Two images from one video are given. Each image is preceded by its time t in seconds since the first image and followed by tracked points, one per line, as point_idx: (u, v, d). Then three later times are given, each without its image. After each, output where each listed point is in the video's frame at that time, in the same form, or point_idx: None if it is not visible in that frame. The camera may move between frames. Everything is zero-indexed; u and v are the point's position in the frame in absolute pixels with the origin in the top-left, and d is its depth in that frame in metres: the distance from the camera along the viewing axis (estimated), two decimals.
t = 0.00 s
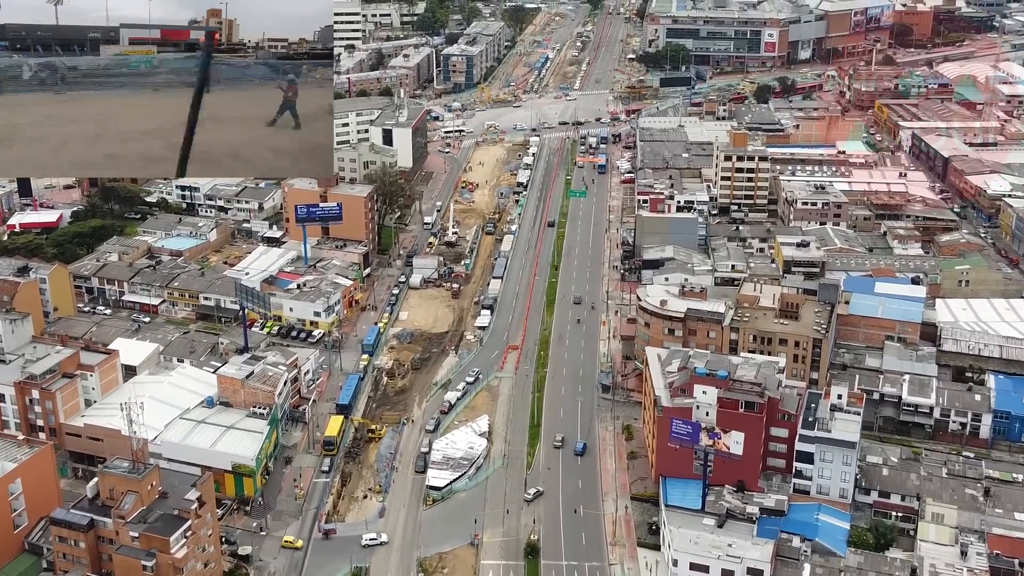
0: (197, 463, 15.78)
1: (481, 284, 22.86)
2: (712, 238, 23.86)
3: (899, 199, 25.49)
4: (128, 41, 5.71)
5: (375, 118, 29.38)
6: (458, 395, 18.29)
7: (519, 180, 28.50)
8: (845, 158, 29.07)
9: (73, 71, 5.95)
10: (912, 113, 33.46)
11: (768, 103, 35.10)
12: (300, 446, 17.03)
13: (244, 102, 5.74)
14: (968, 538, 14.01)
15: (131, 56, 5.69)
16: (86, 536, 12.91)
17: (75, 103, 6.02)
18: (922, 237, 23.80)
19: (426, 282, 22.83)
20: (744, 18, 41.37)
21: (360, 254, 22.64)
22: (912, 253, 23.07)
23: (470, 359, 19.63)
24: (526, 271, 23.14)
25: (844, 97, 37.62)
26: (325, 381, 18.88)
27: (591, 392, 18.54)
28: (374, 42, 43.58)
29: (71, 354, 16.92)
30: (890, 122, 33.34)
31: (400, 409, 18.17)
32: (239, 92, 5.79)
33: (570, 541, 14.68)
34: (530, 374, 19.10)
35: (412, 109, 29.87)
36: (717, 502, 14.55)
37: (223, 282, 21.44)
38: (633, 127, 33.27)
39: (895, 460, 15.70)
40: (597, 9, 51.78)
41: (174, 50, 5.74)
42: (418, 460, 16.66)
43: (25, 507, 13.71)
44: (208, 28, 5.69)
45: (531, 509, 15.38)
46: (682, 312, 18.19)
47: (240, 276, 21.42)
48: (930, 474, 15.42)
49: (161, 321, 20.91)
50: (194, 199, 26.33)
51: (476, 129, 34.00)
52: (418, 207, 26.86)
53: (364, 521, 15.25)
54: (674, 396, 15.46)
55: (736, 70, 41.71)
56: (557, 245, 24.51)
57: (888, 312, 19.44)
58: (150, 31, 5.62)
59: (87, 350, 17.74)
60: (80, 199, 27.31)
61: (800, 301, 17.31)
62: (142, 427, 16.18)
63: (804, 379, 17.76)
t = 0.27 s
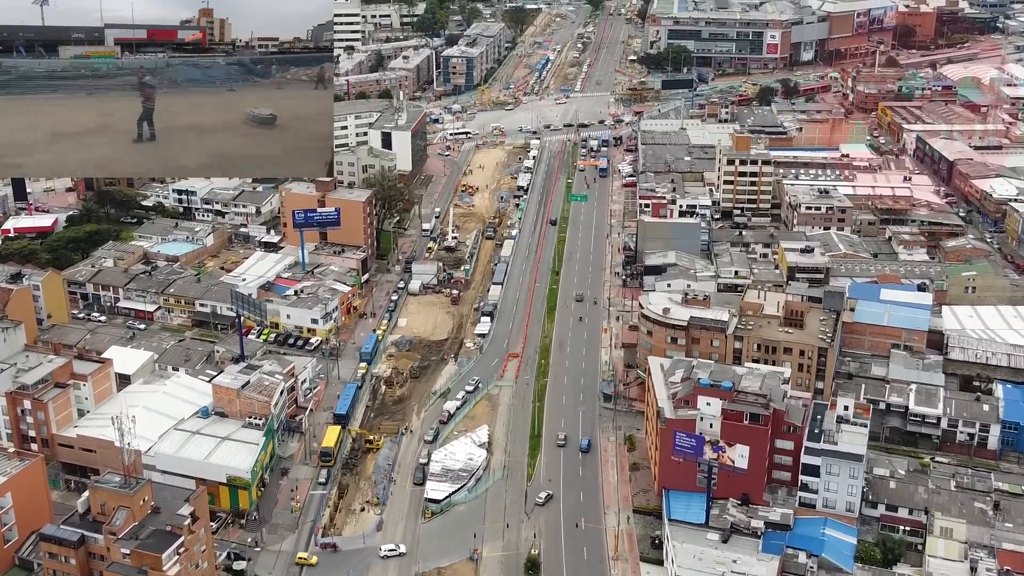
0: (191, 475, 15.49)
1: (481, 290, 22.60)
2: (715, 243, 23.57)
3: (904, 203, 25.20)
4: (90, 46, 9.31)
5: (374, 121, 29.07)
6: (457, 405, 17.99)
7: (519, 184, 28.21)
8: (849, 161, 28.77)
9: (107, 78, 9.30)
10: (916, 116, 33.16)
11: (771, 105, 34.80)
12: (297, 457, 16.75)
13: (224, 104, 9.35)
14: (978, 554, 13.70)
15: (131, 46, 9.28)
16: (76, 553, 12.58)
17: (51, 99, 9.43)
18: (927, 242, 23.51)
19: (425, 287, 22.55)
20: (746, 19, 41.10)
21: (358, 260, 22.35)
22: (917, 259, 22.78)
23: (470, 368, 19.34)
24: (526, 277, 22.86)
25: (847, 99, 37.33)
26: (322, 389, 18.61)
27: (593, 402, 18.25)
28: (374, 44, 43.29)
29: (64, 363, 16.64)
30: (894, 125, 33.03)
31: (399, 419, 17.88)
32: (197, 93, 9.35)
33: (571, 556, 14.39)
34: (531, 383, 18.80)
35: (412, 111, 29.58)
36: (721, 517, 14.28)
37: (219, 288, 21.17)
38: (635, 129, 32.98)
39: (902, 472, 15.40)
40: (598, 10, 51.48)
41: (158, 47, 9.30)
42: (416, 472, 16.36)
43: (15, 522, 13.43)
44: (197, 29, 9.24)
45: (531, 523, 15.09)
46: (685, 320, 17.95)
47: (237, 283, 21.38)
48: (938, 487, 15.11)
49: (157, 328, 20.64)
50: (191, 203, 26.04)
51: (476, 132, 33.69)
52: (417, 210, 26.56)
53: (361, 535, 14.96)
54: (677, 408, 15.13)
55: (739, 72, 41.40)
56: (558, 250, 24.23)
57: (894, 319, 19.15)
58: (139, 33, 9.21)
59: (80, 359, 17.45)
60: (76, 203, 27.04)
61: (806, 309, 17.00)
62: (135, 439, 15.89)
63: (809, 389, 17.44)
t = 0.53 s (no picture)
0: (186, 489, 15.22)
1: (481, 297, 22.35)
2: (718, 250, 23.30)
3: (909, 209, 24.93)
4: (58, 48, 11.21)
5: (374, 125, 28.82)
6: (457, 415, 17.73)
7: (520, 189, 27.94)
8: (853, 166, 28.50)
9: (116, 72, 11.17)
10: (920, 120, 32.89)
11: (774, 109, 34.53)
12: (294, 470, 16.49)
13: (204, 108, 5.51)
14: (988, 571, 13.43)
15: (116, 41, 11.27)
16: (67, 571, 12.26)
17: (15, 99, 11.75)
18: (933, 248, 23.24)
19: (424, 295, 22.30)
20: (749, 21, 40.84)
21: (356, 267, 22.07)
22: (922, 266, 22.53)
23: (469, 377, 19.07)
24: (526, 283, 22.61)
25: (850, 102, 37.07)
26: (320, 399, 18.35)
27: (594, 412, 17.99)
28: (373, 46, 43.01)
29: (57, 374, 16.38)
30: (898, 129, 32.76)
31: (397, 430, 17.61)
32: (195, 92, 5.54)
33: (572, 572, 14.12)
34: (531, 393, 18.54)
35: (411, 115, 29.31)
36: (725, 532, 14.02)
37: (216, 296, 20.91)
38: (636, 133, 32.72)
39: (909, 486, 15.12)
40: (599, 11, 51.20)
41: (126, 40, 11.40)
42: (414, 484, 16.09)
43: (6, 538, 13.14)
44: (190, 28, 5.47)
45: (531, 538, 14.82)
46: (688, 329, 17.69)
47: (234, 290, 21.15)
48: (946, 502, 14.84)
49: (153, 336, 20.37)
50: (188, 208, 25.77)
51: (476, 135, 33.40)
52: (417, 215, 26.30)
53: (359, 550, 14.68)
54: (680, 421, 14.90)
55: (741, 74, 41.12)
56: (559, 257, 23.97)
57: (900, 328, 18.87)
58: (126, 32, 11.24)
59: (73, 370, 17.19)
60: (72, 208, 26.77)
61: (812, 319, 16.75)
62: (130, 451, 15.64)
63: (814, 400, 17.20)
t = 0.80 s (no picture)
0: (180, 502, 14.93)
1: (481, 303, 22.08)
2: (721, 256, 23.00)
3: (914, 214, 24.65)
4: (33, 45, 13.72)
5: (373, 128, 28.54)
6: (456, 425, 17.45)
7: (521, 193, 27.66)
8: (856, 170, 28.21)
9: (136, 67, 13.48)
10: (924, 123, 32.60)
11: (777, 112, 34.24)
12: (290, 482, 16.21)
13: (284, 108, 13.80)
14: None
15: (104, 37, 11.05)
16: None
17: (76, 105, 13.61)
18: (938, 254, 22.97)
19: (424, 301, 22.02)
20: (751, 23, 40.54)
21: (355, 273, 21.80)
22: (928, 272, 22.26)
23: (469, 386, 18.79)
24: (526, 290, 22.33)
25: (854, 105, 36.78)
26: (317, 408, 18.08)
27: (595, 423, 17.72)
28: (373, 48, 42.70)
29: (50, 385, 16.09)
30: (902, 132, 32.46)
31: (396, 440, 17.33)
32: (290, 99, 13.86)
33: None
34: (532, 403, 18.26)
35: (411, 118, 29.04)
36: (729, 547, 13.76)
37: (213, 302, 20.64)
38: (638, 136, 32.45)
39: (917, 500, 14.85)
40: (600, 13, 50.94)
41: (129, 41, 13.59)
42: (413, 497, 15.80)
43: None
44: (175, 30, 13.58)
45: (532, 552, 14.55)
46: (691, 338, 17.39)
47: (231, 297, 20.87)
48: (954, 516, 14.55)
49: (148, 344, 20.10)
50: (185, 212, 25.50)
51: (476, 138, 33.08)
52: (416, 220, 26.02)
53: (356, 564, 14.41)
54: (684, 433, 14.56)
55: (743, 77, 40.82)
56: (560, 263, 23.71)
57: (906, 337, 18.58)
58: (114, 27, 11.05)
59: (67, 379, 16.91)
60: (68, 212, 26.51)
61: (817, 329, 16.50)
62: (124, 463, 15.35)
63: (819, 411, 16.94)
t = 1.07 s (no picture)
0: (174, 514, 14.64)
1: (481, 309, 21.80)
2: (724, 261, 22.72)
3: (919, 219, 24.34)
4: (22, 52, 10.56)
5: (372, 130, 28.26)
6: (456, 434, 17.17)
7: (521, 196, 27.38)
8: (860, 173, 27.93)
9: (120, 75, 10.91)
10: (928, 126, 32.30)
11: (780, 114, 33.96)
12: (286, 492, 15.94)
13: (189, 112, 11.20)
14: None
15: (92, 42, 10.68)
16: None
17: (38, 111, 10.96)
18: (944, 260, 22.68)
19: (423, 307, 21.73)
20: (753, 24, 40.23)
21: (353, 278, 21.52)
22: (934, 278, 21.97)
23: (469, 394, 18.50)
24: (527, 295, 22.05)
25: (857, 108, 36.49)
26: (314, 417, 17.80)
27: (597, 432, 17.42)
28: (373, 49, 42.43)
29: (42, 394, 15.82)
30: (906, 135, 32.17)
31: (394, 450, 17.05)
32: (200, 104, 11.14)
33: None
34: (532, 412, 17.98)
35: (410, 120, 28.77)
36: (734, 561, 13.46)
37: (209, 308, 20.38)
38: (639, 139, 32.17)
39: (925, 512, 14.56)
40: (601, 13, 50.68)
41: (120, 41, 10.77)
42: (411, 508, 15.52)
43: None
44: (173, 26, 10.75)
45: (532, 565, 14.27)
46: (695, 347, 17.11)
47: (228, 302, 20.60)
48: (963, 529, 14.24)
49: (144, 351, 19.82)
50: (182, 216, 25.22)
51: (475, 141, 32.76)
52: (416, 224, 25.74)
53: None
54: (687, 445, 14.29)
55: (745, 78, 40.52)
56: (562, 267, 23.42)
57: (912, 344, 18.28)
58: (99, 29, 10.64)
59: (59, 388, 16.63)
60: (64, 216, 26.24)
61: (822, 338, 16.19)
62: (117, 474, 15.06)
63: (825, 421, 16.71)
